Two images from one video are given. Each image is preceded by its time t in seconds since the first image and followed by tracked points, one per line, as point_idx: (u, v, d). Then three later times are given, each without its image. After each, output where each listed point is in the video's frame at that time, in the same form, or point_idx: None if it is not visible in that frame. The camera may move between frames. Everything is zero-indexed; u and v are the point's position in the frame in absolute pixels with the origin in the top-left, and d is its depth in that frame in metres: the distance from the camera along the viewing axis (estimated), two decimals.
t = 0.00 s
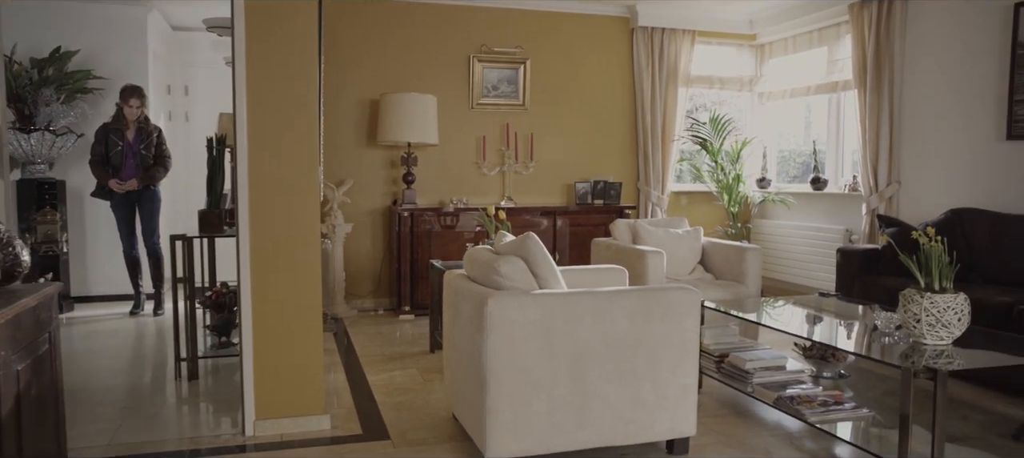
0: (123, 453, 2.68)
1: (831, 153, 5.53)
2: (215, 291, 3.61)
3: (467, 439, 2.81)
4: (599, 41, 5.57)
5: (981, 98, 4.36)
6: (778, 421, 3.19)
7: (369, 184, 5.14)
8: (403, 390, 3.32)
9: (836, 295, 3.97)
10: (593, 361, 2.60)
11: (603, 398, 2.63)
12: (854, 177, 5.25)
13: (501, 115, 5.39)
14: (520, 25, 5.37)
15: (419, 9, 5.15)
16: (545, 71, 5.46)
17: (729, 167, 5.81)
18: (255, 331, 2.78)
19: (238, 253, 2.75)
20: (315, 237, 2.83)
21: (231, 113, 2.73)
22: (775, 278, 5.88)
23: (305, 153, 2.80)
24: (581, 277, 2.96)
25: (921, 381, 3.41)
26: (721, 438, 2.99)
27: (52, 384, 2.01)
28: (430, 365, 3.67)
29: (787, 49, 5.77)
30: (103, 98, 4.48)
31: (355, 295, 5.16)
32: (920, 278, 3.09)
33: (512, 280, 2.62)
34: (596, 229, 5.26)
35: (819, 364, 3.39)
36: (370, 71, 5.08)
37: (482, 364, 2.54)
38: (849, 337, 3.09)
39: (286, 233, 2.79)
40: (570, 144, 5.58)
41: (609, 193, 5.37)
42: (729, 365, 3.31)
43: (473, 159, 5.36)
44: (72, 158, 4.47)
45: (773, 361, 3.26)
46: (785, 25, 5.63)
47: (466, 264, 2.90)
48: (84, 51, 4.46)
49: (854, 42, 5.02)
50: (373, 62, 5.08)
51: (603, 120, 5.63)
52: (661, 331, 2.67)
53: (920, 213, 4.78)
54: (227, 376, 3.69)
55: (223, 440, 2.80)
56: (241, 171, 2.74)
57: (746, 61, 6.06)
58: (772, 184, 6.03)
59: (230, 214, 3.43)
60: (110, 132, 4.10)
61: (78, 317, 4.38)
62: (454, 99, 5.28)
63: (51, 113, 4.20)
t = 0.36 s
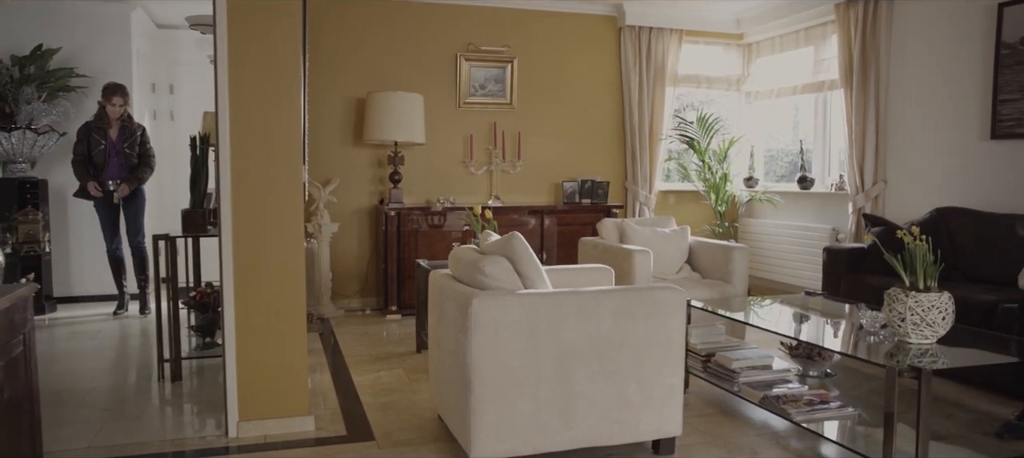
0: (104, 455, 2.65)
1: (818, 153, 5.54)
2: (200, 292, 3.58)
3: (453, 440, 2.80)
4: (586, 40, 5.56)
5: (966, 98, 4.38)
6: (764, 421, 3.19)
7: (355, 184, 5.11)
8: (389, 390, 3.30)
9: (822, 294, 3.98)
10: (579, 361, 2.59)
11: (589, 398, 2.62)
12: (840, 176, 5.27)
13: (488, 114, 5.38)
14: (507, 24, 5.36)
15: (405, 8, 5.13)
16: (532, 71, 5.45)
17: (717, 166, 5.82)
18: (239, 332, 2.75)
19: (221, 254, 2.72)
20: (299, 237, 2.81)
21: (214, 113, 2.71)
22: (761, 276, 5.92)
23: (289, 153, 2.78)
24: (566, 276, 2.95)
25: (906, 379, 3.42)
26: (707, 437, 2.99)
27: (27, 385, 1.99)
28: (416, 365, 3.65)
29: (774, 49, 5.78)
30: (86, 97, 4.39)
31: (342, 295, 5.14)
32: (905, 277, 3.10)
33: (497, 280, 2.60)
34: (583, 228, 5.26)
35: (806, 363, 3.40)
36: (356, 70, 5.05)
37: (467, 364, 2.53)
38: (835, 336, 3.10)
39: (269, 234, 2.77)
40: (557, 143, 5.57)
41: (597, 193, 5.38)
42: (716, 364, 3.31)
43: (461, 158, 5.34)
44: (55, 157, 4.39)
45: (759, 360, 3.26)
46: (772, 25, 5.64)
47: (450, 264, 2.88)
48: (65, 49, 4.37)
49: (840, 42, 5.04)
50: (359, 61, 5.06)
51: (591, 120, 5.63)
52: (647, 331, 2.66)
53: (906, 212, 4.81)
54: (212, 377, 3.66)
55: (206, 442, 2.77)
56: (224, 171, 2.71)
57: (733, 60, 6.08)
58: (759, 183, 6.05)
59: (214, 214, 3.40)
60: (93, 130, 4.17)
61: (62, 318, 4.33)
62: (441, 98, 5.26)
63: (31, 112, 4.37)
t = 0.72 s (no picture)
0: (83, 455, 2.62)
1: (804, 149, 5.55)
2: (183, 289, 3.56)
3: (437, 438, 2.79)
4: (574, 36, 5.55)
5: (949, 95, 4.40)
6: (749, 417, 3.20)
7: (341, 180, 5.08)
8: (373, 388, 3.29)
9: (808, 291, 3.99)
10: (564, 358, 2.59)
11: (573, 395, 2.61)
12: (827, 173, 5.28)
13: (474, 111, 5.36)
14: (494, 20, 5.34)
15: (392, 3, 5.10)
16: (519, 67, 5.43)
17: (703, 162, 5.82)
18: (221, 330, 2.73)
19: (203, 251, 2.70)
20: (282, 234, 2.78)
21: (195, 108, 2.68)
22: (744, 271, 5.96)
23: (272, 150, 2.76)
24: (552, 273, 2.94)
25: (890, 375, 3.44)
26: (692, 434, 2.99)
27: None
28: (401, 362, 3.64)
29: (761, 46, 5.79)
30: (68, 92, 4.54)
31: (327, 292, 5.12)
32: (890, 273, 3.11)
33: (482, 277, 2.59)
34: (570, 225, 5.26)
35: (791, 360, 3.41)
36: (341, 66, 5.02)
37: (451, 362, 2.51)
38: (820, 333, 3.10)
39: (252, 231, 2.75)
40: (544, 140, 5.56)
41: (583, 189, 5.37)
42: (701, 361, 3.31)
43: (447, 154, 5.32)
44: (34, 154, 4.48)
45: (744, 357, 3.26)
46: (759, 22, 5.65)
47: (435, 261, 2.87)
48: (45, 45, 4.51)
49: (826, 39, 5.05)
50: (345, 56, 5.03)
51: (578, 116, 5.62)
52: (632, 328, 2.66)
53: (890, 208, 4.83)
54: (195, 374, 3.64)
55: (188, 441, 2.75)
56: (205, 167, 2.69)
57: (720, 57, 6.08)
58: (746, 180, 6.06)
59: (196, 211, 3.37)
60: (75, 126, 4.03)
61: (44, 316, 4.30)
62: (428, 94, 5.23)
63: (13, 108, 4.24)
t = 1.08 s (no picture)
0: (62, 454, 2.60)
1: (790, 144, 5.57)
2: (166, 286, 3.53)
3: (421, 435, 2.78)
4: (560, 31, 5.53)
5: (932, 91, 4.42)
6: (733, 413, 3.20)
7: (325, 175, 5.05)
8: (357, 385, 3.27)
9: (793, 286, 3.99)
10: (548, 354, 2.58)
11: (558, 392, 2.61)
12: (812, 168, 5.30)
13: (460, 106, 5.33)
14: (480, 15, 5.32)
15: None
16: (505, 62, 5.41)
17: (689, 157, 5.82)
18: (202, 327, 2.71)
19: (184, 247, 2.67)
20: (264, 230, 2.76)
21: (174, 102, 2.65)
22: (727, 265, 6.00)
23: (253, 145, 2.73)
24: (536, 269, 2.93)
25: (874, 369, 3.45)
26: (677, 430, 2.99)
27: None
28: (386, 359, 3.62)
29: (746, 42, 5.80)
30: (48, 87, 4.51)
31: (312, 288, 5.09)
32: (873, 268, 3.12)
33: (465, 273, 2.58)
34: (556, 221, 5.25)
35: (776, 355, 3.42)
36: (325, 60, 4.98)
37: (434, 359, 2.50)
38: (804, 328, 3.11)
39: (233, 227, 2.72)
40: (530, 135, 5.55)
41: (570, 185, 5.37)
42: (686, 357, 3.32)
43: (433, 150, 5.30)
44: (15, 150, 4.48)
45: (730, 352, 3.26)
46: (744, 17, 5.66)
47: (418, 257, 2.85)
48: (24, 38, 4.46)
49: (811, 35, 5.07)
50: (329, 51, 4.99)
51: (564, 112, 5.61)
52: (617, 324, 2.65)
53: (874, 204, 4.86)
54: (177, 372, 3.61)
55: (169, 439, 2.72)
56: (186, 162, 2.65)
57: (706, 52, 6.09)
58: (732, 175, 6.07)
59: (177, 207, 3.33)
60: (59, 121, 3.99)
61: (25, 314, 4.26)
62: (413, 89, 5.21)
63: None
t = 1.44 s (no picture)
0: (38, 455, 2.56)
1: (774, 140, 5.58)
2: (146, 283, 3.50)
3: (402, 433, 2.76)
4: (545, 26, 5.52)
5: (913, 87, 4.45)
6: (716, 409, 3.21)
7: (309, 171, 5.02)
8: (339, 383, 3.25)
9: (776, 281, 4.00)
10: (530, 351, 2.57)
11: (540, 388, 2.60)
12: (796, 164, 5.31)
13: (445, 101, 5.31)
14: (464, 10, 5.29)
15: None
16: (489, 57, 5.39)
17: (674, 153, 5.82)
18: (181, 324, 2.68)
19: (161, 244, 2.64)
20: (243, 226, 2.73)
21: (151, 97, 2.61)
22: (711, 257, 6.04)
23: (232, 140, 2.70)
24: (518, 265, 2.92)
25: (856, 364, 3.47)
26: (660, 426, 2.99)
27: None
28: (369, 356, 3.60)
29: (731, 37, 5.81)
30: (25, 81, 4.35)
31: (296, 285, 5.05)
32: (855, 264, 3.13)
33: (447, 270, 2.56)
34: (540, 217, 5.24)
35: (759, 351, 3.43)
36: (308, 55, 4.94)
37: (415, 357, 2.48)
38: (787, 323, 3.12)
39: (212, 224, 2.69)
40: (515, 131, 5.53)
41: (555, 180, 5.33)
42: (670, 352, 3.32)
43: (418, 145, 5.27)
44: None
45: (713, 348, 3.27)
46: (729, 13, 5.67)
47: (400, 254, 2.84)
48: None
49: (795, 31, 5.08)
50: (312, 46, 4.95)
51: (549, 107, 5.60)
52: (599, 320, 2.65)
53: (857, 200, 4.88)
54: (158, 370, 3.57)
55: (148, 439, 2.69)
56: (163, 157, 2.62)
57: (691, 48, 6.09)
58: (717, 171, 6.08)
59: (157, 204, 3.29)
60: (48, 116, 3.87)
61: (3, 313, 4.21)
62: (397, 85, 5.17)
63: None
